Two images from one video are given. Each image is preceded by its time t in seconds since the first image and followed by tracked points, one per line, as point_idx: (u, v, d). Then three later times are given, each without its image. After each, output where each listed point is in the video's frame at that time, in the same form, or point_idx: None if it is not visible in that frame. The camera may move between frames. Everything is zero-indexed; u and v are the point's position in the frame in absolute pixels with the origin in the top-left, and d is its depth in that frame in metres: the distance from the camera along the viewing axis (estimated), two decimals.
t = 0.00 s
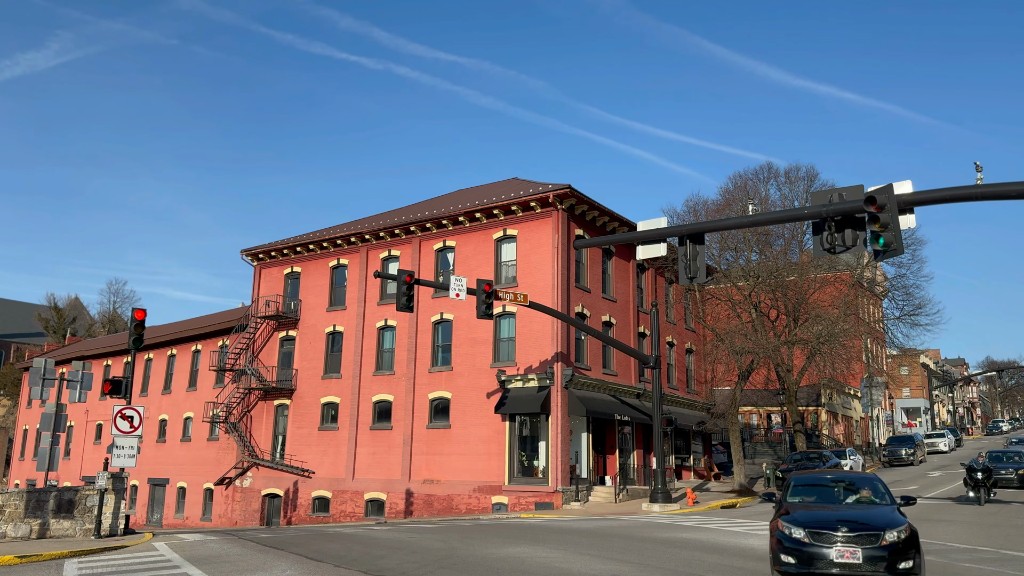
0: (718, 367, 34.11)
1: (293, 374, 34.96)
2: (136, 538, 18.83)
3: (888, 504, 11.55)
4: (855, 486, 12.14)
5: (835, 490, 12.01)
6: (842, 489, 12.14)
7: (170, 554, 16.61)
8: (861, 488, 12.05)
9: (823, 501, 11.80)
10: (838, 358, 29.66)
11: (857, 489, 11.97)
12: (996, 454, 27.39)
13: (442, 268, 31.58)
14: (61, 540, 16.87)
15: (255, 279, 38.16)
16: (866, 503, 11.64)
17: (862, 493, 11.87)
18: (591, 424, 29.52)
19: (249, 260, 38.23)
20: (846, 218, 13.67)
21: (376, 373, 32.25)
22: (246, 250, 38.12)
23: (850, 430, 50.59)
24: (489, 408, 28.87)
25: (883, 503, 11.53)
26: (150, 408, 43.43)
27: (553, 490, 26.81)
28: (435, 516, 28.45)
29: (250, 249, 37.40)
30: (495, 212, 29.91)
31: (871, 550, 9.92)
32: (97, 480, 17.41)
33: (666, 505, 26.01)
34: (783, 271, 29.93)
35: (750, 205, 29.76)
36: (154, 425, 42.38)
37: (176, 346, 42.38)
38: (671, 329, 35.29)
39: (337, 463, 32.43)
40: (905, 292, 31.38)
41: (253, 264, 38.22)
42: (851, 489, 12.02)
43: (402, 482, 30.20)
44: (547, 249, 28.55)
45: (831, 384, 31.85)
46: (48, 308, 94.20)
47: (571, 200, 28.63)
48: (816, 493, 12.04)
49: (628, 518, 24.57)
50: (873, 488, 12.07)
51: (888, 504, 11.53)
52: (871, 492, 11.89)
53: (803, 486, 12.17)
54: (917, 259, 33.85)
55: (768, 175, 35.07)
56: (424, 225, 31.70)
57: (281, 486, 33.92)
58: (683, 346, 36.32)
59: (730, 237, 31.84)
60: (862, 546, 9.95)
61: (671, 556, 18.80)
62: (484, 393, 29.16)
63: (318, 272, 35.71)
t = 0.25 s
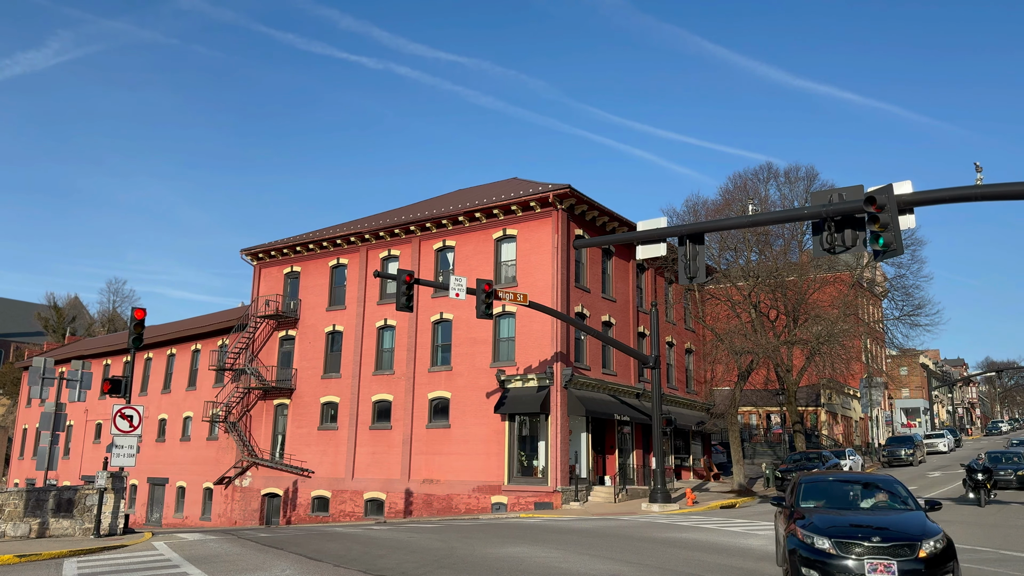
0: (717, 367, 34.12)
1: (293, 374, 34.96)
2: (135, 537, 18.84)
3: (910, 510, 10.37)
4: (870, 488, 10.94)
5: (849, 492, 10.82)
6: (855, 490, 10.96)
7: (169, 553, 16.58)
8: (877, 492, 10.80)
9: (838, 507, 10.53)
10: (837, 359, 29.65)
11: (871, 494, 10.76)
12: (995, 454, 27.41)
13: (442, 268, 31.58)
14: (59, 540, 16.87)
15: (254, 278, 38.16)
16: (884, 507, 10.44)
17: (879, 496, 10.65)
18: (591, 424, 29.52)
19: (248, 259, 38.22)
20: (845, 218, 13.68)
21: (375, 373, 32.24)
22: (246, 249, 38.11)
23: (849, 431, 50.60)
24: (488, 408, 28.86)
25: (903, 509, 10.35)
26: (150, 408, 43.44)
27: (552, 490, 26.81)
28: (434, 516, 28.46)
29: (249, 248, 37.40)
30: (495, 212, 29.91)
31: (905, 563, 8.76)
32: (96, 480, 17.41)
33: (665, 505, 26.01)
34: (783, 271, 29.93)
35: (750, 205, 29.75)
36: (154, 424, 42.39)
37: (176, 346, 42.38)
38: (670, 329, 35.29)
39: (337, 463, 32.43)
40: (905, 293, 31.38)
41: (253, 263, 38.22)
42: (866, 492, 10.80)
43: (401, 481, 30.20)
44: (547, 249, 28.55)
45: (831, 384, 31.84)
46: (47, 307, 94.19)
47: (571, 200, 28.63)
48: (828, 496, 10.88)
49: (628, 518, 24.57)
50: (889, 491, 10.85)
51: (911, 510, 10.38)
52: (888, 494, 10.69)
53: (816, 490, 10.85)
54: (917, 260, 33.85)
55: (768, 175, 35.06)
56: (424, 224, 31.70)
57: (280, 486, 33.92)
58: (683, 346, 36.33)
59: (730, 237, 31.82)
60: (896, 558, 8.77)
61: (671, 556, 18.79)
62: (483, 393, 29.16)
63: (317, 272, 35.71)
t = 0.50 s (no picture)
0: (716, 366, 34.15)
1: (291, 373, 34.95)
2: (134, 535, 18.87)
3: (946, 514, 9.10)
4: (895, 489, 9.58)
5: (874, 496, 9.43)
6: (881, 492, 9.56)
7: (168, 552, 16.58)
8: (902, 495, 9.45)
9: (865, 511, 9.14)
10: (836, 359, 29.67)
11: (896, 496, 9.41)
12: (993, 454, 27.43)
13: (441, 267, 31.55)
14: (57, 538, 16.83)
15: (253, 277, 38.13)
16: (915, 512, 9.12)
17: (908, 501, 9.28)
18: (590, 423, 29.51)
19: (246, 258, 38.18)
20: (844, 218, 13.69)
21: (374, 372, 32.22)
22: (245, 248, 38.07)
23: (848, 430, 50.67)
24: (487, 407, 28.85)
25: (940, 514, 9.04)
26: (148, 407, 43.41)
27: (551, 489, 26.84)
28: (433, 515, 28.45)
29: (248, 247, 37.36)
30: (494, 211, 29.90)
31: None
32: (94, 478, 17.43)
33: (664, 504, 26.03)
34: (781, 271, 29.94)
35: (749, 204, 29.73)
36: (152, 423, 42.37)
37: (174, 345, 42.37)
38: (669, 329, 35.29)
39: (335, 462, 32.42)
40: (903, 292, 31.41)
41: (252, 262, 38.19)
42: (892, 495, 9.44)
43: (400, 480, 30.19)
44: (546, 249, 28.53)
45: (829, 384, 31.85)
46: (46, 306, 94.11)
47: (570, 200, 28.63)
48: (849, 500, 9.47)
49: (626, 517, 24.59)
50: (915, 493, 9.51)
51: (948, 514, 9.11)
52: (917, 497, 9.33)
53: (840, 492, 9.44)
54: (916, 259, 33.86)
55: (767, 175, 35.06)
56: (423, 224, 31.68)
57: (278, 485, 33.90)
58: (682, 345, 36.34)
59: (729, 236, 31.80)
60: None
61: (670, 555, 18.81)
62: (482, 393, 29.15)
63: (316, 271, 35.69)
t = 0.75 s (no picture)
0: (713, 366, 34.18)
1: (288, 371, 34.92)
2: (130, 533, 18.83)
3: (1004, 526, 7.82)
4: (941, 497, 8.29)
5: (918, 503, 8.14)
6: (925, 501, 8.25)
7: (164, 551, 16.56)
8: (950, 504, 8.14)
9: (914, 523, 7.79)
10: (832, 358, 29.71)
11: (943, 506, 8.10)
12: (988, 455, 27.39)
13: (438, 266, 31.54)
14: (54, 537, 16.83)
15: (250, 275, 38.09)
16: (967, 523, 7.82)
17: (958, 511, 8.00)
18: (587, 422, 29.52)
19: (243, 257, 38.13)
20: (842, 218, 13.71)
21: (371, 371, 32.21)
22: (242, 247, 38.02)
23: (844, 430, 50.75)
24: (484, 406, 28.86)
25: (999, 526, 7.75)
26: (145, 405, 43.36)
27: (547, 489, 26.86)
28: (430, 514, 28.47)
29: (245, 246, 37.31)
30: (492, 210, 29.90)
31: None
32: (90, 476, 17.33)
33: (661, 503, 26.07)
34: (778, 271, 29.98)
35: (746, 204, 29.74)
36: (149, 421, 42.32)
37: (171, 343, 42.33)
38: (666, 328, 35.31)
39: (332, 461, 32.41)
40: (900, 292, 31.47)
41: (249, 261, 38.14)
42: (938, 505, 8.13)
43: (397, 479, 30.19)
44: (543, 248, 28.54)
45: (826, 383, 31.89)
46: (43, 304, 93.93)
47: (568, 199, 28.63)
48: (887, 505, 8.20)
49: (623, 516, 24.62)
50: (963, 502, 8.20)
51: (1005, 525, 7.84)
52: (966, 505, 8.08)
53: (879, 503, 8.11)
54: (913, 259, 33.89)
55: (764, 174, 35.04)
56: (420, 222, 31.67)
57: (275, 483, 33.88)
58: (679, 345, 36.37)
59: (726, 236, 31.82)
60: None
61: (666, 554, 18.86)
62: (480, 392, 29.16)
63: (313, 269, 35.66)
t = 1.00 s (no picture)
0: (709, 365, 34.23)
1: (284, 370, 34.88)
2: (126, 531, 18.83)
3: None
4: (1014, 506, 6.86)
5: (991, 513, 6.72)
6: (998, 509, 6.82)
7: (159, 549, 16.54)
8: None
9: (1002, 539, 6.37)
10: (828, 357, 29.75)
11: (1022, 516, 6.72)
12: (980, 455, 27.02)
13: (435, 264, 31.51)
14: (48, 535, 16.85)
15: (246, 274, 38.04)
16: None
17: None
18: (583, 421, 29.53)
19: (239, 255, 38.07)
20: (838, 217, 13.75)
21: (367, 369, 32.18)
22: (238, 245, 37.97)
23: (840, 429, 50.85)
24: (481, 405, 28.86)
25: None
26: (141, 403, 43.29)
27: (543, 487, 26.88)
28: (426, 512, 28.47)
29: (241, 244, 37.25)
30: (488, 209, 29.89)
31: None
32: (85, 475, 17.22)
33: (657, 502, 26.11)
34: (774, 270, 30.02)
35: (742, 203, 29.77)
36: (145, 420, 42.25)
37: (167, 341, 42.26)
38: (662, 327, 35.35)
39: (328, 459, 32.39)
40: (896, 291, 31.55)
41: (245, 259, 38.08)
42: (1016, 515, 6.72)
43: (393, 478, 30.17)
44: (540, 246, 28.54)
45: (821, 382, 31.94)
46: (38, 302, 93.71)
47: (564, 198, 28.64)
48: (953, 513, 6.83)
49: (619, 515, 24.66)
50: None
51: None
52: None
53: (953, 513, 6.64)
54: (908, 259, 33.96)
55: (760, 173, 35.06)
56: (417, 221, 31.65)
57: (271, 482, 33.83)
58: (675, 344, 36.42)
59: (722, 235, 31.84)
60: None
61: (662, 552, 18.90)
62: (476, 390, 29.15)
63: (309, 267, 35.61)
